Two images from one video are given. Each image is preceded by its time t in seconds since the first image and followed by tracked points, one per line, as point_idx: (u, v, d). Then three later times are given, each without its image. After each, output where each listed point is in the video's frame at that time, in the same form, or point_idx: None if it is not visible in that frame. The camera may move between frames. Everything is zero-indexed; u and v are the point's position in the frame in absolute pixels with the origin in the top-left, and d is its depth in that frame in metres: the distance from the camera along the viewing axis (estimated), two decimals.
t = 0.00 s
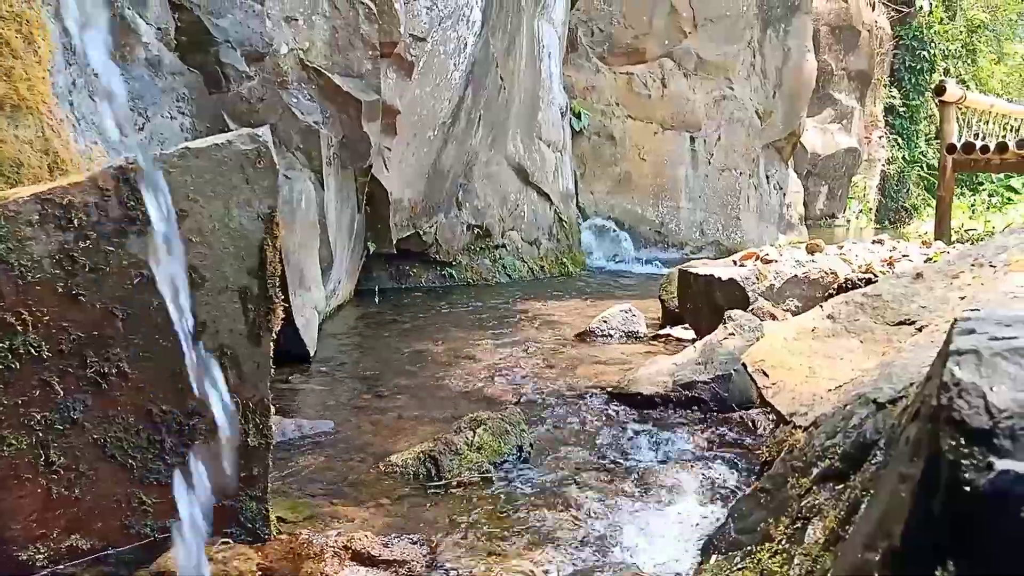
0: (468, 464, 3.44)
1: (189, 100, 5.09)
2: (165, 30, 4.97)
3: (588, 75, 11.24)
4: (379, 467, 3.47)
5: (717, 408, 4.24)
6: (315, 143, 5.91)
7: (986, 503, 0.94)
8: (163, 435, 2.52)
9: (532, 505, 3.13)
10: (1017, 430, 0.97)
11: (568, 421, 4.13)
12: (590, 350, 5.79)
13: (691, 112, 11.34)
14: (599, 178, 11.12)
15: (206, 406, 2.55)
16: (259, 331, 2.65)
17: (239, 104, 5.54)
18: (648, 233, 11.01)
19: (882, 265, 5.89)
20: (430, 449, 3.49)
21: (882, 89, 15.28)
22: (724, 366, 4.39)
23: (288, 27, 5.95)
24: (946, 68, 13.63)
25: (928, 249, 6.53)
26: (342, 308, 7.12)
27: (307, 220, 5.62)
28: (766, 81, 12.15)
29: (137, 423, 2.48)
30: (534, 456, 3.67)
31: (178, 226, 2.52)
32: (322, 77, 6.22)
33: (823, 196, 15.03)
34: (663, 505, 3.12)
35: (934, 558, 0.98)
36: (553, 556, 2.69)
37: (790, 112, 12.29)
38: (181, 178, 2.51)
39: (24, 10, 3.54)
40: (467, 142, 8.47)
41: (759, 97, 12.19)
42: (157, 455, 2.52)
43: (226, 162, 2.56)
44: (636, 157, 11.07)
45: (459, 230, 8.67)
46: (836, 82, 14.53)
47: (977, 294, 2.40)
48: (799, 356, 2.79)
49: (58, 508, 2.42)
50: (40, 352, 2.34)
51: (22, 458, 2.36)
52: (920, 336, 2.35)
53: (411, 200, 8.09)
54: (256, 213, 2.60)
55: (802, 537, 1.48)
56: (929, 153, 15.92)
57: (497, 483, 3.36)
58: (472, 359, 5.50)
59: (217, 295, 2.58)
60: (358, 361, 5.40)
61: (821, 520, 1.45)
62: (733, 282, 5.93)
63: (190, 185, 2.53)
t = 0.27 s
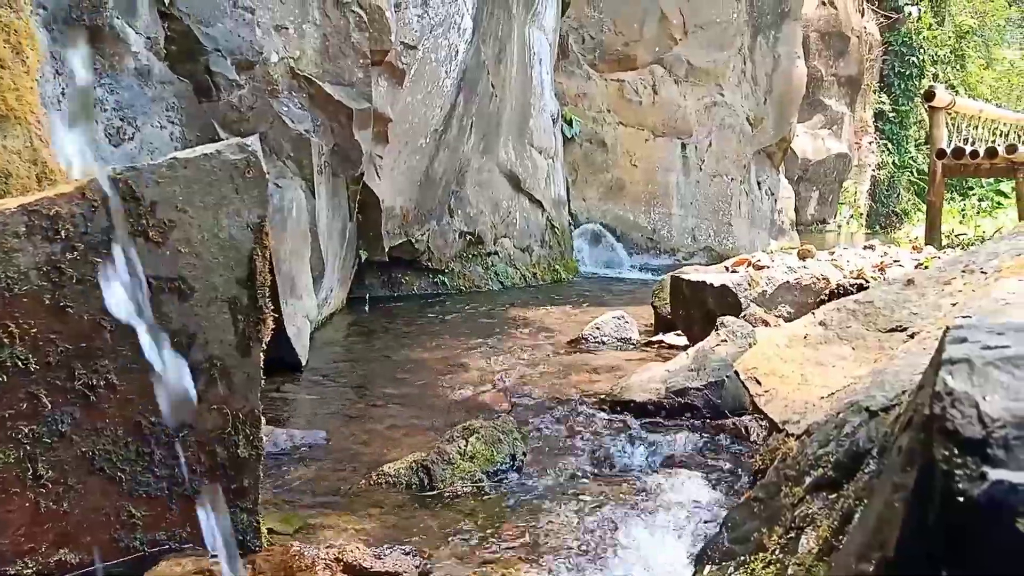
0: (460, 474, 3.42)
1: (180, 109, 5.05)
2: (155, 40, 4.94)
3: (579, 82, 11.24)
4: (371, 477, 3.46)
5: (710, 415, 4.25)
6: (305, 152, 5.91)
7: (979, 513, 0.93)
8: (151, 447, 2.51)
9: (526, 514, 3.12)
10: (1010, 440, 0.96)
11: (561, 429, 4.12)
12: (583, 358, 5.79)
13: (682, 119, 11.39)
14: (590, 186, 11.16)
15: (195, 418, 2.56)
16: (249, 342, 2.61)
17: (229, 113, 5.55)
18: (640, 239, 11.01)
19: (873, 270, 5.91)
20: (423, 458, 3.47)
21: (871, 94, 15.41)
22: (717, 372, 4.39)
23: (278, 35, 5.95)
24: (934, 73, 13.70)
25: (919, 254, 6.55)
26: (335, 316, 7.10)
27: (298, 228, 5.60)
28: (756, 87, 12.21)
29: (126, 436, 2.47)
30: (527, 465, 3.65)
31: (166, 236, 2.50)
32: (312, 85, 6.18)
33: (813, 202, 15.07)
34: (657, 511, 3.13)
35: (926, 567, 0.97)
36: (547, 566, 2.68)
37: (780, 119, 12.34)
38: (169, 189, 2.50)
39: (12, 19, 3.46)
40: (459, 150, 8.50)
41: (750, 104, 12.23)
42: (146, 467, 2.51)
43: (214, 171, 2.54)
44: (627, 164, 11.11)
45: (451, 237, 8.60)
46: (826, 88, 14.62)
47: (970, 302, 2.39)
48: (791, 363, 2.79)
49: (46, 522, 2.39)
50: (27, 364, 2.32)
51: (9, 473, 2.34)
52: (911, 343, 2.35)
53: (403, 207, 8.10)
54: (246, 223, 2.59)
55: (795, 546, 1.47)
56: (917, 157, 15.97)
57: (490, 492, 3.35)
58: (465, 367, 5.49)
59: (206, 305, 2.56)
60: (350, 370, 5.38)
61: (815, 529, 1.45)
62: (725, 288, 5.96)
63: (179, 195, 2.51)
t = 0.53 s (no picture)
0: (453, 484, 3.40)
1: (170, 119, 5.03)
2: (143, 50, 4.96)
3: (569, 90, 11.23)
4: (363, 488, 3.43)
5: (704, 422, 4.23)
6: (295, 161, 5.90)
7: (974, 525, 0.92)
8: (141, 460, 2.49)
9: (520, 525, 3.10)
10: (1003, 451, 0.96)
11: (555, 438, 4.10)
12: (576, 365, 5.77)
13: (672, 126, 11.44)
14: (581, 193, 11.14)
15: (184, 431, 2.55)
16: (239, 353, 2.62)
17: (219, 122, 5.51)
18: (631, 247, 11.02)
19: (865, 276, 5.93)
20: (414, 469, 3.45)
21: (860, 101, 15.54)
22: (709, 380, 4.39)
23: (268, 45, 5.95)
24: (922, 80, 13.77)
25: (909, 260, 6.58)
26: (327, 325, 7.07)
27: (289, 238, 5.58)
28: (746, 94, 12.25)
29: (115, 449, 2.45)
30: (521, 475, 3.64)
31: (154, 248, 2.48)
32: (302, 94, 6.16)
33: (803, 208, 15.26)
34: (651, 519, 3.14)
35: None
36: None
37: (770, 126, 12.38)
38: (158, 201, 2.49)
39: None
40: (451, 159, 8.47)
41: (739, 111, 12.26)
42: (136, 481, 2.49)
43: (203, 183, 2.54)
44: (618, 171, 11.10)
45: (443, 245, 8.58)
46: (816, 95, 14.70)
47: (962, 308, 2.38)
48: (784, 371, 2.79)
49: (33, 538, 2.33)
50: (14, 379, 2.27)
51: None
52: (903, 351, 2.35)
53: (394, 216, 8.10)
54: (235, 234, 2.59)
55: (790, 558, 1.46)
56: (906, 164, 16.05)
57: (483, 503, 3.33)
58: (457, 376, 5.47)
59: (196, 318, 2.55)
60: (342, 379, 5.36)
61: (809, 540, 1.44)
62: (717, 295, 5.97)
63: (167, 207, 2.50)
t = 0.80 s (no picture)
0: (447, 495, 3.39)
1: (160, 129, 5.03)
2: (134, 61, 4.96)
3: (560, 98, 11.23)
4: (356, 500, 3.41)
5: (698, 430, 4.23)
6: (287, 170, 5.86)
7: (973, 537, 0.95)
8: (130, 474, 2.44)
9: (515, 535, 3.09)
10: (1001, 462, 1.00)
11: (550, 448, 4.09)
12: (570, 374, 5.75)
13: (665, 134, 11.40)
14: (574, 202, 11.14)
15: (175, 445, 2.51)
16: (231, 366, 2.55)
17: (210, 132, 5.54)
18: (624, 254, 11.03)
19: (857, 283, 5.94)
20: (407, 480, 3.43)
21: (852, 107, 15.66)
22: (703, 389, 4.38)
23: (260, 55, 5.95)
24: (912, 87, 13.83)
25: (901, 266, 6.60)
26: (320, 335, 7.05)
27: (282, 248, 5.53)
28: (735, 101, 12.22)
29: (104, 464, 2.40)
30: (515, 484, 3.63)
31: (146, 261, 2.47)
32: (293, 105, 6.19)
33: (797, 215, 15.29)
34: (647, 530, 3.12)
35: None
36: None
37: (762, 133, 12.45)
38: (147, 213, 2.48)
39: None
40: (444, 168, 8.50)
41: (731, 118, 12.31)
42: (125, 495, 2.44)
43: (194, 195, 2.50)
44: (611, 179, 11.11)
45: (437, 254, 8.52)
46: (808, 102, 14.79)
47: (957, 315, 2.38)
48: (779, 380, 2.78)
49: (23, 553, 2.33)
50: (3, 395, 2.29)
51: None
52: (897, 360, 2.35)
53: (387, 224, 8.21)
54: (227, 246, 2.54)
55: (785, 569, 1.45)
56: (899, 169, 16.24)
57: (478, 514, 3.31)
58: (451, 385, 5.46)
59: (186, 330, 2.50)
60: (335, 390, 5.34)
61: (805, 552, 1.43)
62: (711, 302, 5.96)
63: (157, 219, 2.48)
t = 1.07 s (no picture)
0: (443, 504, 3.37)
1: (153, 139, 5.03)
2: (126, 71, 4.97)
3: (554, 106, 11.24)
4: (352, 510, 3.40)
5: (693, 437, 4.25)
6: (280, 180, 5.80)
7: (969, 548, 0.95)
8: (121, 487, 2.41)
9: (512, 544, 3.07)
10: (997, 473, 0.99)
11: (545, 456, 4.06)
12: (565, 381, 5.74)
13: (659, 140, 11.48)
14: (568, 208, 11.07)
15: (168, 456, 2.49)
16: (223, 377, 2.53)
17: (202, 142, 5.51)
18: (619, 260, 11.02)
19: (851, 288, 5.96)
20: (403, 490, 3.42)
21: (845, 112, 15.83)
22: (698, 396, 4.38)
23: (253, 65, 5.96)
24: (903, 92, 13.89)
25: (895, 271, 6.62)
26: (314, 344, 7.01)
27: (275, 257, 5.50)
28: (730, 107, 12.36)
29: (96, 477, 2.38)
30: (511, 493, 3.62)
31: (137, 272, 2.45)
32: (286, 113, 6.17)
33: (790, 220, 15.28)
34: (644, 539, 3.11)
35: None
36: None
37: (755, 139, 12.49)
38: (138, 224, 2.46)
39: None
40: (437, 175, 8.52)
41: (724, 125, 12.37)
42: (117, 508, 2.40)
43: (185, 206, 2.48)
44: (605, 186, 11.10)
45: (431, 262, 8.51)
46: (800, 107, 14.86)
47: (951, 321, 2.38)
48: (773, 387, 2.78)
49: (15, 567, 2.31)
50: None
51: None
52: (892, 367, 2.34)
53: (381, 232, 8.14)
54: (219, 258, 2.52)
55: None
56: (891, 175, 16.22)
57: (474, 523, 3.29)
58: (446, 393, 5.44)
59: (179, 342, 2.48)
60: (329, 399, 5.32)
61: (801, 563, 1.46)
62: (705, 308, 5.94)
63: (149, 231, 2.46)
